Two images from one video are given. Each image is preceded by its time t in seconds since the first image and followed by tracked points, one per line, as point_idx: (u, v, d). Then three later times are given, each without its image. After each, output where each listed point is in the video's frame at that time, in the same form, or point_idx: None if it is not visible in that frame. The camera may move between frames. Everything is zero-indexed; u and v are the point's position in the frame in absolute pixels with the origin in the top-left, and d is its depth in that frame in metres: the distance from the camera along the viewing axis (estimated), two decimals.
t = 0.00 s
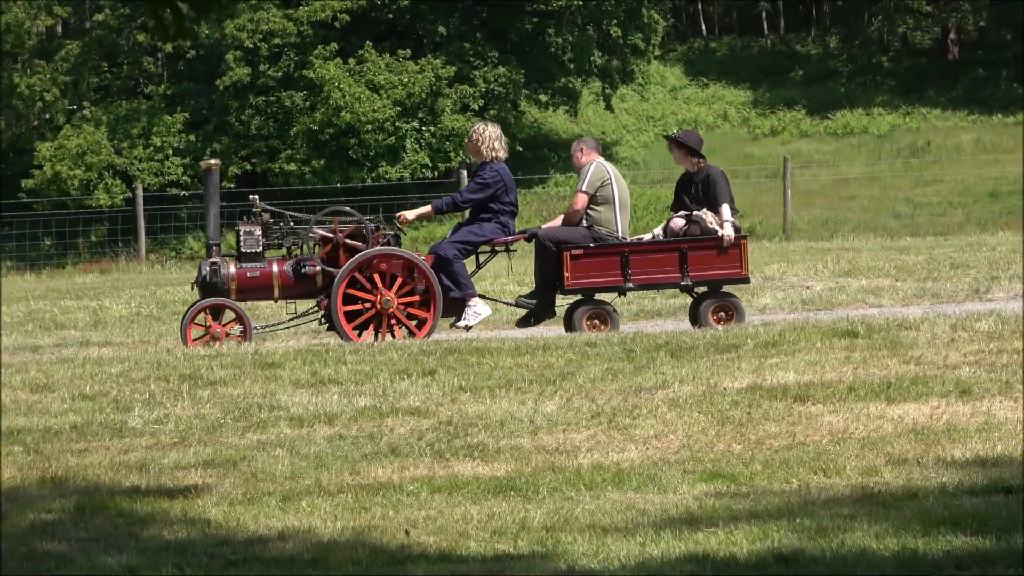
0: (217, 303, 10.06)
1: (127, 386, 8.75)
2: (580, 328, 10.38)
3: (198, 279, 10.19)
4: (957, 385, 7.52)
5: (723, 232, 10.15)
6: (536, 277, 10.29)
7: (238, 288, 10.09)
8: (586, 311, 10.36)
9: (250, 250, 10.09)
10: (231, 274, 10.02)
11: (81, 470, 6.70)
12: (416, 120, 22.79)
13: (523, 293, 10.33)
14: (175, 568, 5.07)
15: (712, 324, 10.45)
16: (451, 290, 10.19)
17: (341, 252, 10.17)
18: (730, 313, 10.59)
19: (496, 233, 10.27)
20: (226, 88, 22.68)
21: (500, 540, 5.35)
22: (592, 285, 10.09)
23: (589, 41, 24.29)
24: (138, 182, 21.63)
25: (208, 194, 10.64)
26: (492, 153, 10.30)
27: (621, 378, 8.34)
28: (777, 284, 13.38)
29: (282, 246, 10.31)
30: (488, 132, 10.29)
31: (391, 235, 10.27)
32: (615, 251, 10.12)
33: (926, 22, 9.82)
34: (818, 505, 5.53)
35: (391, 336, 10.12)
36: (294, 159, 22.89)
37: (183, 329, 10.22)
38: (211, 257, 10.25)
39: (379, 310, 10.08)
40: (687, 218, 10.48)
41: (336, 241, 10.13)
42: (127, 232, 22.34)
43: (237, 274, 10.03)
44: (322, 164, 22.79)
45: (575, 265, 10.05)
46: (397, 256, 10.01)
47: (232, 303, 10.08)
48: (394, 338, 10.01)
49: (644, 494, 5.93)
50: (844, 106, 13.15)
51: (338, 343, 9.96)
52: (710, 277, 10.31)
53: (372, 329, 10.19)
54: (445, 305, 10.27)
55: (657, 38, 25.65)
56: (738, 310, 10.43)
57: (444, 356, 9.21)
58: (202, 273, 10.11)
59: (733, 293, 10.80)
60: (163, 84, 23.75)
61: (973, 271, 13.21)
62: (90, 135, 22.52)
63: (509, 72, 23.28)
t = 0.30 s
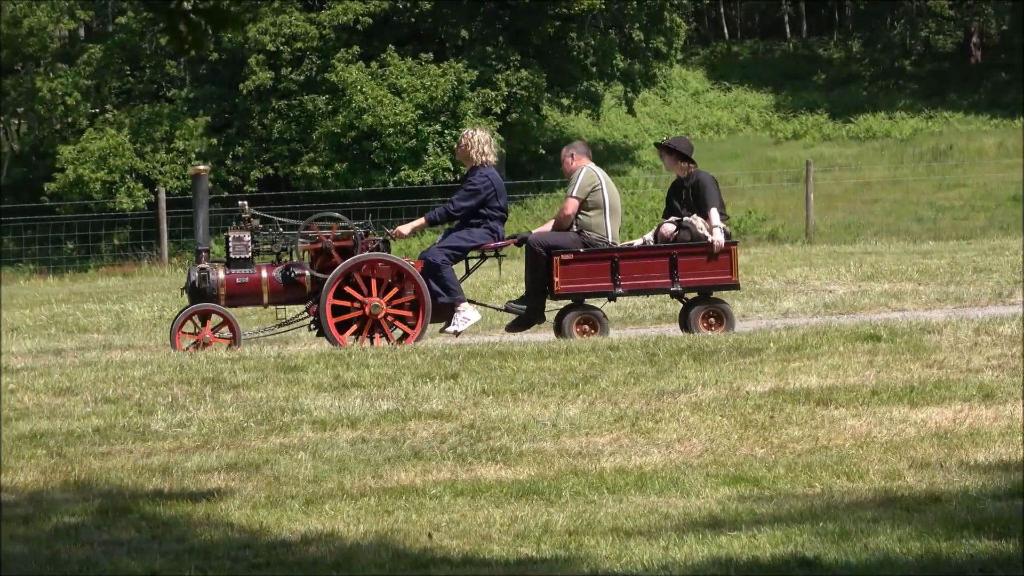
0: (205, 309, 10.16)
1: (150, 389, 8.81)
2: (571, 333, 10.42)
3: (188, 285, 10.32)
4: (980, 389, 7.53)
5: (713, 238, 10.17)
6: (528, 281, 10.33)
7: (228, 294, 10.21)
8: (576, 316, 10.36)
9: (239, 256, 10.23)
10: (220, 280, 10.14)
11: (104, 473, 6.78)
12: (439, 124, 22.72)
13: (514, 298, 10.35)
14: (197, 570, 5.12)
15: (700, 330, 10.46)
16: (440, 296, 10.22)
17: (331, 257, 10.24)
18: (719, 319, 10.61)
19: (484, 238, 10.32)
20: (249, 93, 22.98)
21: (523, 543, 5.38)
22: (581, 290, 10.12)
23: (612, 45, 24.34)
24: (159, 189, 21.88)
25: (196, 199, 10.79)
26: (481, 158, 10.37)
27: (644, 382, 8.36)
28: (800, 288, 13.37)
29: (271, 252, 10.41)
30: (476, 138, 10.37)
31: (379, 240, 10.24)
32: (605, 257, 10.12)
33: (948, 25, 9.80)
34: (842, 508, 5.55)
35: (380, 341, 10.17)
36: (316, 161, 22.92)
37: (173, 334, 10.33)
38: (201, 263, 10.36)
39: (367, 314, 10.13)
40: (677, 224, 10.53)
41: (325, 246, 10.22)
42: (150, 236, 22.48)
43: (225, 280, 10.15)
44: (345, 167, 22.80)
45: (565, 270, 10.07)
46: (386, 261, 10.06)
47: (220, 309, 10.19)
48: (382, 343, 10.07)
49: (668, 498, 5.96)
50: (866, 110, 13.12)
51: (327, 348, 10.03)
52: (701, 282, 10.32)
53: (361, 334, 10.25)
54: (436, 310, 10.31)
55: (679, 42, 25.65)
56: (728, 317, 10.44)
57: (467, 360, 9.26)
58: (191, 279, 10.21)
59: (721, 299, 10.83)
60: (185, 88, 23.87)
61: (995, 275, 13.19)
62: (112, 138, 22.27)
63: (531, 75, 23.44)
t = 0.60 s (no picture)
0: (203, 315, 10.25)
1: (187, 392, 8.93)
2: (568, 338, 10.45)
3: (186, 291, 10.41)
4: (1017, 393, 7.53)
5: (710, 242, 10.19)
6: (526, 286, 10.43)
7: (226, 300, 10.29)
8: (575, 321, 10.41)
9: (236, 262, 10.25)
10: (218, 286, 10.23)
11: (141, 476, 6.90)
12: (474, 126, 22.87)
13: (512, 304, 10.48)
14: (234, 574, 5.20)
15: (699, 335, 10.56)
16: (439, 301, 10.40)
17: (329, 262, 10.36)
18: (717, 325, 10.71)
19: (482, 243, 10.43)
20: (284, 96, 23.05)
21: (559, 547, 5.45)
22: (579, 295, 10.21)
23: (647, 48, 24.39)
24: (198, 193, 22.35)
25: (194, 207, 11.00)
26: (478, 162, 10.47)
27: (679, 385, 8.40)
28: (835, 291, 13.35)
29: (269, 257, 10.48)
30: (473, 142, 10.45)
31: (378, 244, 10.43)
32: (604, 262, 10.23)
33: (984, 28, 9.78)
34: (878, 512, 5.58)
35: (377, 346, 10.32)
36: (352, 165, 23.00)
37: (172, 342, 10.45)
38: (199, 268, 10.45)
39: (365, 320, 10.28)
40: (675, 229, 10.61)
41: (323, 252, 10.37)
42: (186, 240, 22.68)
43: (224, 286, 10.23)
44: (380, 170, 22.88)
45: (563, 274, 10.16)
46: (384, 267, 10.18)
47: (218, 315, 10.27)
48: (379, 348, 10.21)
49: (703, 501, 6.00)
50: (902, 112, 13.06)
51: (324, 352, 10.17)
52: (700, 287, 10.41)
53: (358, 339, 10.39)
54: (433, 316, 10.48)
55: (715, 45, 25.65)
56: (726, 321, 10.54)
57: (503, 363, 9.33)
58: (189, 285, 10.32)
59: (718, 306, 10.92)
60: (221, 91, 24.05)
61: None
62: (148, 141, 22.62)
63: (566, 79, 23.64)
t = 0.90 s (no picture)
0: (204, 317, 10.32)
1: (220, 392, 9.05)
2: (568, 341, 10.53)
3: (186, 293, 10.46)
4: None
5: (709, 245, 10.30)
6: (525, 290, 10.47)
7: (226, 302, 10.37)
8: (574, 325, 10.51)
9: (237, 264, 10.35)
10: (218, 287, 10.31)
11: (174, 476, 7.02)
12: (507, 127, 22.92)
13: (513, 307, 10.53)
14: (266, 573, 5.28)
15: (700, 338, 10.60)
16: (438, 304, 10.45)
17: (328, 265, 10.48)
18: (718, 327, 10.75)
19: (482, 246, 10.52)
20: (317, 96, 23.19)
21: (592, 547, 5.52)
22: (579, 298, 10.24)
23: (680, 49, 24.40)
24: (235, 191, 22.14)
25: (194, 209, 11.11)
26: (478, 165, 10.60)
27: (713, 386, 8.44)
28: (868, 292, 13.35)
29: (269, 260, 10.59)
30: (473, 146, 10.59)
31: (378, 247, 10.52)
32: (603, 265, 10.27)
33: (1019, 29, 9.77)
34: (912, 513, 5.61)
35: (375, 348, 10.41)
36: (384, 165, 22.94)
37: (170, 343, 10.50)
38: (198, 269, 10.51)
39: (363, 323, 10.38)
40: (674, 232, 10.66)
41: (323, 254, 10.47)
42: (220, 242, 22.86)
43: (224, 287, 10.31)
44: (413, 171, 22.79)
45: (562, 278, 10.20)
46: (384, 270, 10.29)
47: (219, 316, 10.35)
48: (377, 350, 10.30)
49: (737, 502, 6.05)
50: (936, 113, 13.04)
51: (323, 353, 10.28)
52: (700, 290, 10.45)
53: (357, 341, 10.49)
54: (433, 318, 10.55)
55: (748, 46, 25.61)
56: (726, 324, 10.57)
57: (537, 364, 9.40)
58: (189, 286, 10.38)
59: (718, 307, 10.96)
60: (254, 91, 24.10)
61: None
62: (182, 142, 22.80)
63: (599, 80, 23.66)
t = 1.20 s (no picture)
0: (210, 315, 10.60)
1: (266, 390, 9.22)
2: (576, 340, 10.64)
3: (193, 292, 10.78)
4: None
5: (715, 244, 10.44)
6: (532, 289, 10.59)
7: (231, 300, 10.65)
8: (581, 325, 10.62)
9: (242, 263, 10.61)
10: (224, 287, 10.58)
11: (220, 473, 7.19)
12: (551, 125, 23.07)
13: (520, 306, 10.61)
14: (315, 570, 5.41)
15: (706, 337, 10.70)
16: (443, 303, 10.60)
17: (334, 264, 10.65)
18: (724, 327, 10.83)
19: (488, 245, 10.68)
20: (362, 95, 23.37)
21: (638, 545, 5.62)
22: (585, 298, 10.36)
23: (725, 46, 24.39)
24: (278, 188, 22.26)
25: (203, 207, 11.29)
26: (485, 165, 10.72)
27: (758, 384, 8.51)
28: (914, 290, 13.33)
29: (276, 259, 10.82)
30: (479, 145, 10.70)
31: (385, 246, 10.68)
32: (609, 265, 10.39)
33: None
34: (958, 512, 5.67)
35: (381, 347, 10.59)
36: (429, 162, 23.18)
37: (177, 341, 10.77)
38: (206, 269, 10.79)
39: (369, 322, 10.57)
40: (681, 232, 10.81)
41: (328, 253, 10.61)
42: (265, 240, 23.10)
43: (230, 287, 10.58)
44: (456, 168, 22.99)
45: (567, 278, 10.33)
46: (390, 269, 10.49)
47: (224, 315, 10.63)
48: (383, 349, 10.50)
49: (782, 500, 6.12)
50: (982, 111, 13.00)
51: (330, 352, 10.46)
52: (706, 290, 10.53)
53: (363, 340, 10.68)
54: (438, 317, 10.69)
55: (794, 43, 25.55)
56: (733, 323, 10.65)
57: (581, 361, 9.51)
58: (197, 285, 10.67)
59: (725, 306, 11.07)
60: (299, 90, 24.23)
61: None
62: (228, 140, 23.03)
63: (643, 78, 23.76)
